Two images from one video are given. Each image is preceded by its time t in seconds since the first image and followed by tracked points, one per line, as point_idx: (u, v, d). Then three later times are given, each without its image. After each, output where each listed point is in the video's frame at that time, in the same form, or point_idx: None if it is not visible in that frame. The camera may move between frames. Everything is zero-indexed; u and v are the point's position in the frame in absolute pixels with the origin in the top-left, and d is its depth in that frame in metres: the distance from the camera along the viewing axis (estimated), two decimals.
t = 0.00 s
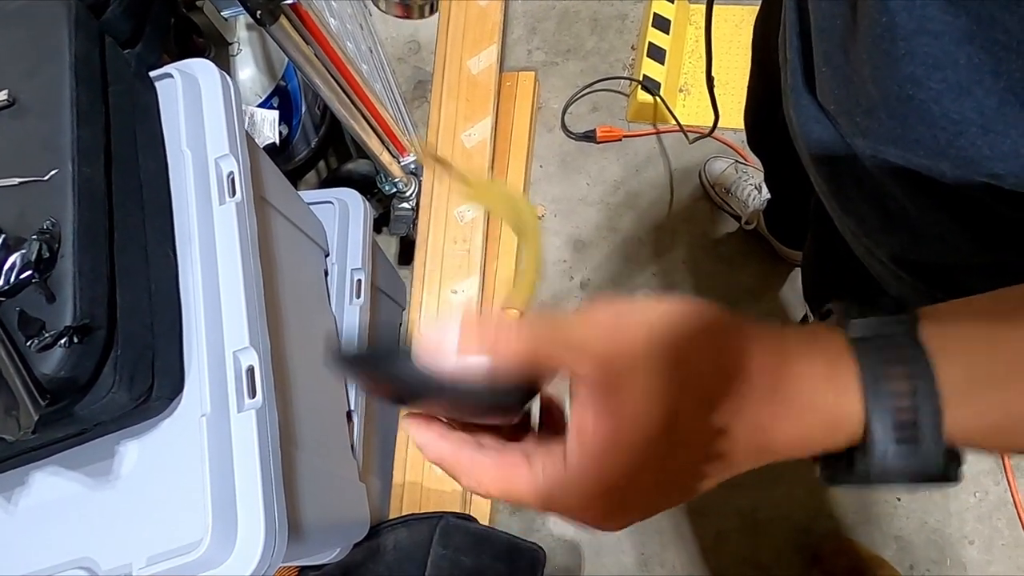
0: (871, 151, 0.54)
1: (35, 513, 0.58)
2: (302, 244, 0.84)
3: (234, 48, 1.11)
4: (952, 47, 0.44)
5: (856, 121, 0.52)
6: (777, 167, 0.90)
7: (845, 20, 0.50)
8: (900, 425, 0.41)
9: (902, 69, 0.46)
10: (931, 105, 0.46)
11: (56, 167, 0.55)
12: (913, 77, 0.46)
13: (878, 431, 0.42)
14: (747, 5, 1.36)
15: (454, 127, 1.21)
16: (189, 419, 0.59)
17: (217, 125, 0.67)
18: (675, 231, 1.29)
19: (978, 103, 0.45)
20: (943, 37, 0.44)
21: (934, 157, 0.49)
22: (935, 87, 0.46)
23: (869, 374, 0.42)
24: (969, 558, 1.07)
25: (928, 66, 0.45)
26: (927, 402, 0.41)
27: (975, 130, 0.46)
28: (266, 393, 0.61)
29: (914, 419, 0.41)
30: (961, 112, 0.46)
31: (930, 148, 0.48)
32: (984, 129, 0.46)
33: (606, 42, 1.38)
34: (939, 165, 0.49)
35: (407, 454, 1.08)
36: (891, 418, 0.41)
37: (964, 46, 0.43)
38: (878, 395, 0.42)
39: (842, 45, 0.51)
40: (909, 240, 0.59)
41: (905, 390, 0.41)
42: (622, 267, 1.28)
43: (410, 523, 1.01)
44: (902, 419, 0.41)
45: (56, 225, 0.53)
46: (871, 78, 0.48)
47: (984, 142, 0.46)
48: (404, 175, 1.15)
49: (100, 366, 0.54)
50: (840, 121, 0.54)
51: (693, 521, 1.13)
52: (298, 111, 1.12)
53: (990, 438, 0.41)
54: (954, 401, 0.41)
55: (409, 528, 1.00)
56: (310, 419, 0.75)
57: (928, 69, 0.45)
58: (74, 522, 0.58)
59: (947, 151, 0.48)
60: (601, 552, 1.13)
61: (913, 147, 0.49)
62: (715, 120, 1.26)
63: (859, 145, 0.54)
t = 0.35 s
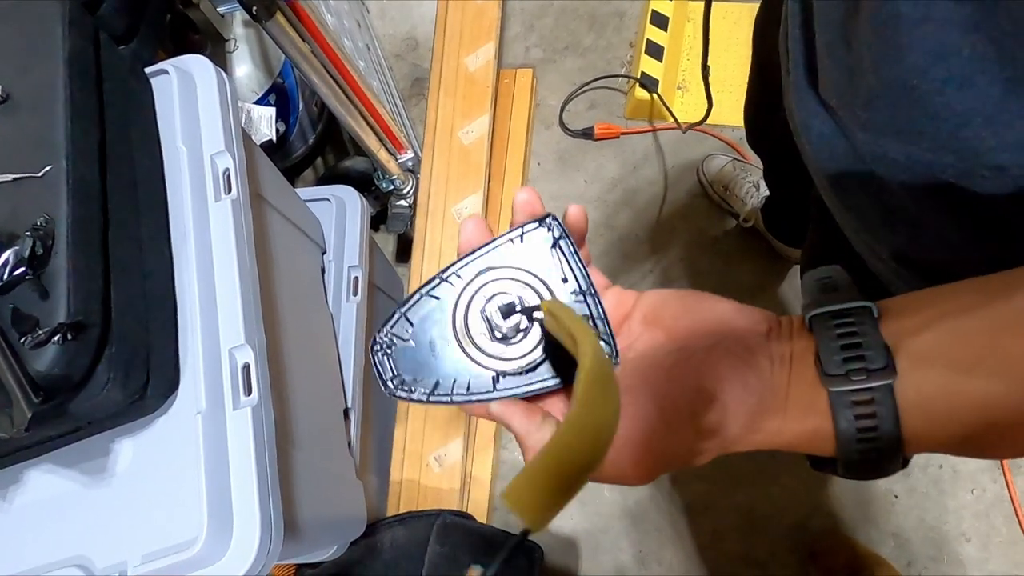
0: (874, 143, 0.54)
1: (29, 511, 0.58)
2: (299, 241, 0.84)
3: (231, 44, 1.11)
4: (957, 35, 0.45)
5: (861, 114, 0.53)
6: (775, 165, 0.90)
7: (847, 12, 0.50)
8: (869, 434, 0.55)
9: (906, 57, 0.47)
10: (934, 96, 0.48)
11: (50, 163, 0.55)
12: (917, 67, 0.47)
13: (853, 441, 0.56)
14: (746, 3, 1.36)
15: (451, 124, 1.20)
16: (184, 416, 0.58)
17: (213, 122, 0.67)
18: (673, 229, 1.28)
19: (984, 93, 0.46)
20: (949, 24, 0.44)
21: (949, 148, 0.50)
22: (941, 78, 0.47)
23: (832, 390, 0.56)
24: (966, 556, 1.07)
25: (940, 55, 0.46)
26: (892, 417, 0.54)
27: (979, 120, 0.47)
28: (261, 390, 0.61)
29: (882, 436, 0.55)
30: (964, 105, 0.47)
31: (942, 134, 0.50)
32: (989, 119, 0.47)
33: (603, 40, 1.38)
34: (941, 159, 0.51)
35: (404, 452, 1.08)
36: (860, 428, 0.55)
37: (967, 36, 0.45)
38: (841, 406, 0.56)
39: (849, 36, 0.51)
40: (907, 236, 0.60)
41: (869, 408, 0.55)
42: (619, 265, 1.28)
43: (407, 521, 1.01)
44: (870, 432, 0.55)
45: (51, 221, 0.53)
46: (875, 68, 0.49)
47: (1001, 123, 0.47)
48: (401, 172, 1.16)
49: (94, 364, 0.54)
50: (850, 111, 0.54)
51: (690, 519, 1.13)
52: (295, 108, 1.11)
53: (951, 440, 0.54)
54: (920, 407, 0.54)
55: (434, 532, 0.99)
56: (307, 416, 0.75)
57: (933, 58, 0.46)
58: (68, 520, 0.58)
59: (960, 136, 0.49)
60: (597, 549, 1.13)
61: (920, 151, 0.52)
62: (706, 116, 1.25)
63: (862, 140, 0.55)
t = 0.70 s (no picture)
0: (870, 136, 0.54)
1: (21, 512, 0.58)
2: (293, 239, 0.83)
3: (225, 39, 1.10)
4: (961, 22, 0.43)
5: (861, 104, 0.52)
6: (772, 162, 0.90)
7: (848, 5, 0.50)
8: (820, 412, 0.56)
9: (908, 45, 0.45)
10: (937, 85, 0.46)
11: (39, 159, 0.54)
12: (918, 54, 0.45)
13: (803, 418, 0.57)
14: None
15: (446, 121, 1.20)
16: (177, 415, 0.58)
17: (206, 118, 0.66)
18: (669, 227, 1.28)
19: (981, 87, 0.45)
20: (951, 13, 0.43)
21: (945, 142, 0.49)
22: (943, 65, 0.45)
23: (786, 360, 0.57)
24: (961, 553, 1.08)
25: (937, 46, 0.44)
26: (843, 390, 0.55)
27: (982, 108, 0.46)
28: (255, 389, 0.60)
29: (834, 412, 0.56)
30: (965, 91, 0.45)
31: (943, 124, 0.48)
32: (992, 107, 0.45)
33: (600, 37, 1.37)
34: (942, 147, 0.49)
35: (399, 450, 1.07)
36: (809, 405, 0.57)
37: (971, 23, 0.43)
38: (795, 376, 0.57)
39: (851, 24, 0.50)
40: (905, 225, 0.60)
41: (821, 379, 0.56)
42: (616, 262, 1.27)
43: (403, 520, 1.00)
44: (821, 408, 0.56)
45: (41, 218, 0.52)
46: (874, 60, 0.48)
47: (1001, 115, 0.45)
48: (397, 170, 1.15)
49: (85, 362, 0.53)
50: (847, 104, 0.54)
51: (686, 517, 1.13)
52: (290, 105, 1.12)
53: (902, 411, 0.55)
54: (871, 379, 0.55)
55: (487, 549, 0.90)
56: (301, 415, 0.75)
57: (935, 46, 0.45)
58: (59, 520, 0.57)
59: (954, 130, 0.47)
60: (594, 547, 1.13)
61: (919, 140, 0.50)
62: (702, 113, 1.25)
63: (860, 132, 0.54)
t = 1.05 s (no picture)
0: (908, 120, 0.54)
1: (18, 509, 0.57)
2: (295, 234, 0.82)
3: (224, 34, 1.08)
4: None
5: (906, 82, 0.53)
6: (781, 156, 0.89)
7: None
8: (868, 416, 0.54)
9: (957, 19, 0.47)
10: (984, 61, 0.48)
11: (37, 150, 0.53)
12: (967, 27, 0.47)
13: (850, 423, 0.55)
14: None
15: (449, 117, 1.19)
16: (178, 412, 0.57)
17: (207, 111, 0.65)
18: (673, 224, 1.27)
19: None
20: None
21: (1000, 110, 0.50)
22: (991, 39, 0.47)
23: (831, 363, 0.55)
24: (967, 553, 1.07)
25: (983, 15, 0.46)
26: (893, 397, 0.53)
27: None
28: (256, 385, 0.59)
29: (881, 421, 0.54)
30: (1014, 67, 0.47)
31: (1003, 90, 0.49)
32: None
33: (603, 32, 1.36)
34: (992, 122, 0.51)
35: (401, 448, 1.06)
36: (857, 409, 0.54)
37: None
38: (840, 380, 0.55)
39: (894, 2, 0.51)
40: (946, 215, 0.59)
41: (869, 386, 0.54)
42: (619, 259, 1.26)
43: (404, 518, 0.99)
44: (869, 414, 0.54)
45: (37, 209, 0.51)
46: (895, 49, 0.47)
47: None
48: (398, 165, 1.14)
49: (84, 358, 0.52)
50: (887, 85, 0.54)
51: (690, 516, 1.12)
52: (290, 100, 1.11)
53: (954, 419, 0.52)
54: (924, 383, 0.53)
55: None
56: (303, 412, 0.73)
57: (983, 19, 0.46)
58: (56, 518, 0.56)
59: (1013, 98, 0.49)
60: (597, 546, 1.12)
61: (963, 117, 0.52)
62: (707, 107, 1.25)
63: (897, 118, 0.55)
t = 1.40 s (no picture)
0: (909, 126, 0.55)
1: (14, 510, 0.57)
2: (291, 234, 0.82)
3: (220, 33, 1.08)
4: None
5: (911, 87, 0.52)
6: (777, 157, 0.89)
7: None
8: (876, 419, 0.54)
9: (969, 19, 0.46)
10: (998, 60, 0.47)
11: (33, 149, 0.53)
12: (980, 29, 0.46)
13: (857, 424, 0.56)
14: None
15: (445, 117, 1.19)
16: (174, 412, 0.57)
17: (202, 109, 0.65)
18: (667, 224, 1.28)
19: None
20: None
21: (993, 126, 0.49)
22: (1005, 38, 0.45)
23: (838, 367, 0.55)
24: (959, 551, 1.07)
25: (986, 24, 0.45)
26: (900, 402, 0.53)
27: None
28: (253, 385, 0.59)
29: (889, 425, 0.54)
30: None
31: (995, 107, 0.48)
32: None
33: (599, 32, 1.36)
34: (1005, 123, 0.49)
35: (396, 448, 1.06)
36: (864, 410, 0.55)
37: None
38: (848, 384, 0.55)
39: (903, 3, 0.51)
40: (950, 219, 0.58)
41: (875, 392, 0.54)
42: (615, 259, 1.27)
43: (400, 517, 0.99)
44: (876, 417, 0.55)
45: (34, 209, 0.51)
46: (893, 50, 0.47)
47: None
48: (394, 165, 1.14)
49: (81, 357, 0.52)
50: (891, 88, 0.54)
51: (685, 514, 1.12)
52: (285, 99, 1.10)
53: (967, 425, 0.52)
54: (930, 393, 0.53)
55: None
56: (298, 411, 0.74)
57: (996, 19, 0.45)
58: (52, 517, 0.56)
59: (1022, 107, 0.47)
60: (592, 545, 1.12)
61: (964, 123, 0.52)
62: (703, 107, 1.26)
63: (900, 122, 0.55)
